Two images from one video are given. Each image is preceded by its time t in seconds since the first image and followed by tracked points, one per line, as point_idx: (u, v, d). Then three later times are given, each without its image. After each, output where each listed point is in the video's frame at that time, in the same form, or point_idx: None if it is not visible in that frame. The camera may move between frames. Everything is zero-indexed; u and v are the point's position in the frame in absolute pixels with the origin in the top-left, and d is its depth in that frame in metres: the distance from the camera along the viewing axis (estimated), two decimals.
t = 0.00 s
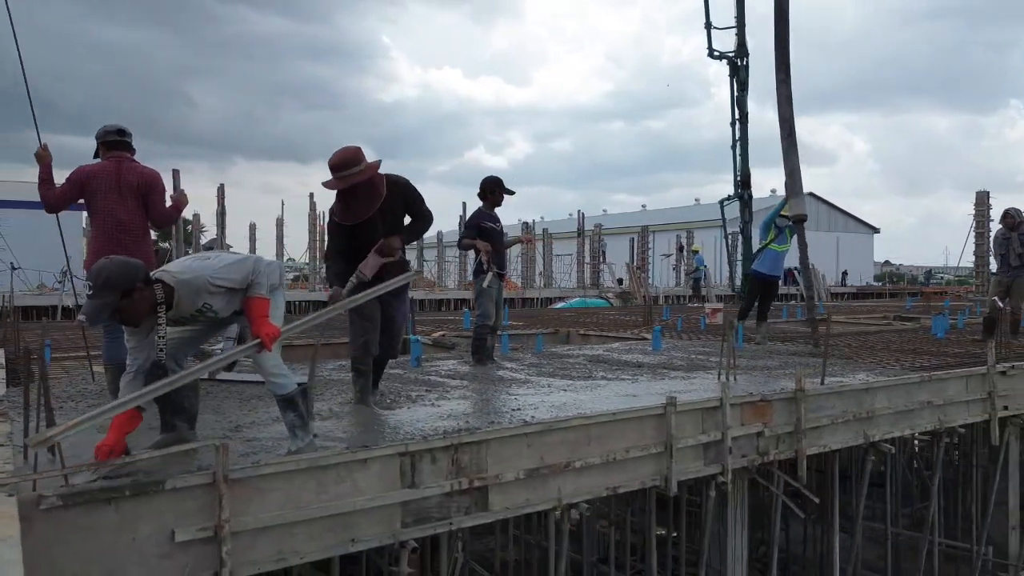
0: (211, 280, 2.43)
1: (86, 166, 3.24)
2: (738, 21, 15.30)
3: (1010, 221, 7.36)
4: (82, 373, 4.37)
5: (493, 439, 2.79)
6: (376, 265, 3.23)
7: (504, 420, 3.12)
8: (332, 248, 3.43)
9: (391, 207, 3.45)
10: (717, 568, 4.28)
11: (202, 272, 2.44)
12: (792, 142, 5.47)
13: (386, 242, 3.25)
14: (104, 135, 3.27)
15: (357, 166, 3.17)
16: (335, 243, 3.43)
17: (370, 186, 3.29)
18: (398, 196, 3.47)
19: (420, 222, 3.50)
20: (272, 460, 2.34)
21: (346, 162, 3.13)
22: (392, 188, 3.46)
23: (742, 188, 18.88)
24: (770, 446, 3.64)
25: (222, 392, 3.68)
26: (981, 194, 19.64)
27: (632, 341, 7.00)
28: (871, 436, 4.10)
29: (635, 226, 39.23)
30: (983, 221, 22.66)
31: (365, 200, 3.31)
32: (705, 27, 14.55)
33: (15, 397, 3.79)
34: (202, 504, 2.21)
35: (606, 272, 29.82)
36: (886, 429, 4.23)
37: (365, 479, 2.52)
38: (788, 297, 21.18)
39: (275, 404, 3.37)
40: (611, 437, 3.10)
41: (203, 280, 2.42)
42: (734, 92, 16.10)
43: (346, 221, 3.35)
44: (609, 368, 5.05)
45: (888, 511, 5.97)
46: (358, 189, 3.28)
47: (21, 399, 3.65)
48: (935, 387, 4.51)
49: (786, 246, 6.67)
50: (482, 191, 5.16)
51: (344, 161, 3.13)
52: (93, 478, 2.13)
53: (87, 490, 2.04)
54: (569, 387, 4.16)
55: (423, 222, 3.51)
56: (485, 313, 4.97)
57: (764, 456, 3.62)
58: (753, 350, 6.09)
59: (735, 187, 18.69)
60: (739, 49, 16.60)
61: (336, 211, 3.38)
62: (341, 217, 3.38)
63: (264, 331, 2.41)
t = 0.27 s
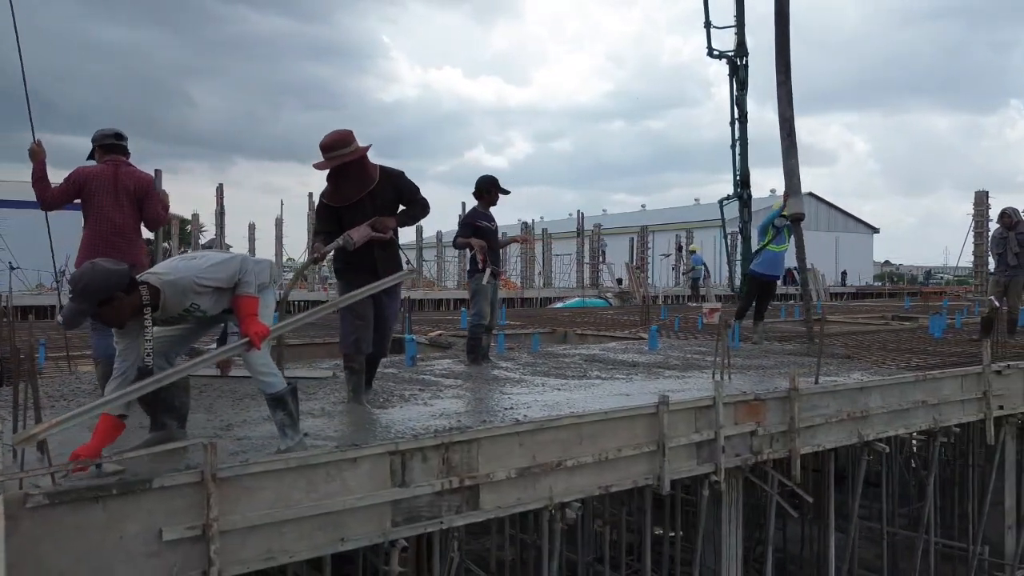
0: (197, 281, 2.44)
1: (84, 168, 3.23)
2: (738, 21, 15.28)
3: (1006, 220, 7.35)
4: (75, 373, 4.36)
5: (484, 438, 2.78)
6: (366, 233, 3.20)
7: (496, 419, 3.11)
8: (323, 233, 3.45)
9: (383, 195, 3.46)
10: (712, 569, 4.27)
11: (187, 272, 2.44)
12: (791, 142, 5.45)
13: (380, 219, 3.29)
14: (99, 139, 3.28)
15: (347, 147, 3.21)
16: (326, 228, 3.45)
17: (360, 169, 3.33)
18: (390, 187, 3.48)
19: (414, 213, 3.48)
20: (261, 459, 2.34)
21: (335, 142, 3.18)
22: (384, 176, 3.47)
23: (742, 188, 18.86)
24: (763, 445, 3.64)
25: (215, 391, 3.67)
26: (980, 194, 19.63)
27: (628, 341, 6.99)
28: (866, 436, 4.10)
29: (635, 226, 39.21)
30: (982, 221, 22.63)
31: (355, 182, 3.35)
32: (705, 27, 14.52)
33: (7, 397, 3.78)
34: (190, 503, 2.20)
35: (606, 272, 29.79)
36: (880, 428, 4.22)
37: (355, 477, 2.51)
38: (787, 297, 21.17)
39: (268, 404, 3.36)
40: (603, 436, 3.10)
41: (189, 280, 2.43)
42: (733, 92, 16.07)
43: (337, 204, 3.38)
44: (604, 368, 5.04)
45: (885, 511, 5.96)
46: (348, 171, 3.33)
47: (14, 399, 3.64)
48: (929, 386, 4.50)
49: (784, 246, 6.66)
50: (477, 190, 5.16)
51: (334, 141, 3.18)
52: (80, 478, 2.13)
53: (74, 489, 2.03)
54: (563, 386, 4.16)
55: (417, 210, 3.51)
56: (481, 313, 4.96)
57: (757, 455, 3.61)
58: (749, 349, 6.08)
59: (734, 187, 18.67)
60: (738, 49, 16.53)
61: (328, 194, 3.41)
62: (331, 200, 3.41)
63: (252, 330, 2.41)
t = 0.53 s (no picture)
0: (188, 281, 2.42)
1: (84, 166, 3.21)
2: (739, 20, 15.25)
3: (1006, 220, 7.33)
4: (73, 373, 4.34)
5: (482, 438, 2.78)
6: (361, 245, 3.25)
7: (494, 419, 3.11)
8: (317, 231, 3.48)
9: (373, 193, 3.44)
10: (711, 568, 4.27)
11: (177, 273, 2.43)
12: (792, 142, 5.44)
13: (371, 224, 3.28)
14: (98, 138, 3.28)
15: (331, 145, 3.21)
16: (319, 228, 3.47)
17: (347, 167, 3.33)
18: (382, 184, 3.46)
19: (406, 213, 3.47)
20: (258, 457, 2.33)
21: (320, 140, 3.18)
22: (374, 174, 3.45)
23: (742, 187, 18.83)
24: (762, 445, 3.63)
25: (214, 391, 3.66)
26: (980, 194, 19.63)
27: (628, 341, 6.98)
28: (864, 435, 4.09)
29: (635, 226, 39.21)
30: (982, 221, 22.63)
31: (342, 180, 3.35)
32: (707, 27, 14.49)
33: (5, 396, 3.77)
34: (187, 503, 2.20)
35: (606, 272, 29.77)
36: (879, 428, 4.21)
37: (353, 477, 2.50)
38: (787, 297, 21.17)
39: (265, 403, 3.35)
40: (602, 436, 3.09)
41: (180, 281, 2.41)
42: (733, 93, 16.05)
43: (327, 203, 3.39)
44: (602, 368, 5.03)
45: (884, 510, 5.96)
46: (336, 170, 3.33)
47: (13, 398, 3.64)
48: (927, 386, 4.50)
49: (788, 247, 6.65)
50: (476, 189, 5.15)
51: (319, 139, 3.18)
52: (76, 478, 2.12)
53: (69, 488, 2.03)
54: (561, 386, 4.15)
55: (410, 210, 3.49)
56: (479, 312, 4.95)
57: (755, 455, 3.60)
58: (749, 350, 6.08)
59: (734, 187, 18.65)
60: (739, 49, 16.52)
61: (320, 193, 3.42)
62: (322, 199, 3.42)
63: (249, 329, 2.40)
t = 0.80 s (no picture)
0: (194, 278, 2.40)
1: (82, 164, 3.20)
2: (740, 19, 15.24)
3: (1007, 218, 7.33)
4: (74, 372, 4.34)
5: (483, 435, 2.77)
6: (342, 266, 3.19)
7: (494, 417, 3.11)
8: (312, 229, 3.50)
9: (363, 197, 3.39)
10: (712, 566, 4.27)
11: (183, 269, 2.40)
12: (796, 140, 5.43)
13: (352, 242, 3.20)
14: (88, 137, 3.27)
15: (323, 147, 3.21)
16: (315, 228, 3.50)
17: (339, 169, 3.33)
18: (370, 183, 3.40)
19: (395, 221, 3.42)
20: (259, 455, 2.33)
21: (312, 141, 3.19)
22: (365, 177, 3.40)
23: (743, 187, 18.81)
24: (763, 443, 3.63)
25: (215, 389, 3.66)
26: (980, 194, 19.62)
27: (629, 340, 6.97)
28: (865, 434, 4.09)
29: (635, 226, 39.21)
30: (982, 221, 22.62)
31: (334, 181, 3.34)
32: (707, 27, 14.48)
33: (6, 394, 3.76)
34: (187, 500, 2.19)
35: (606, 272, 29.76)
36: (880, 426, 4.21)
37: (353, 474, 2.50)
38: (787, 297, 21.08)
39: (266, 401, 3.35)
40: (603, 434, 3.09)
41: (186, 277, 2.39)
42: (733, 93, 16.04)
43: (318, 206, 3.40)
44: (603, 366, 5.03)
45: (885, 509, 5.96)
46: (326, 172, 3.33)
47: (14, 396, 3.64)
48: (928, 384, 4.49)
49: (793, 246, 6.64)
50: (477, 188, 5.15)
51: (311, 140, 3.19)
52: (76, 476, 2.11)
53: (70, 485, 2.02)
54: (562, 384, 4.15)
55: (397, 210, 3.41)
56: (480, 311, 4.95)
57: (756, 453, 3.60)
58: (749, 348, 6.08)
59: (735, 187, 18.64)
60: (739, 49, 16.52)
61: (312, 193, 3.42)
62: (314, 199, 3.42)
63: (250, 327, 2.39)
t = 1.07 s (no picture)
0: (213, 263, 2.42)
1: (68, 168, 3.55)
2: (740, 19, 15.24)
3: (1008, 218, 7.32)
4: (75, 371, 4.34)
5: (483, 434, 2.77)
6: (320, 277, 3.03)
7: (495, 416, 3.11)
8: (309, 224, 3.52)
9: (359, 196, 3.38)
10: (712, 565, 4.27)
11: (204, 253, 2.42)
12: (801, 139, 5.43)
13: (329, 252, 3.07)
14: (66, 141, 3.63)
15: (318, 144, 3.20)
16: (310, 223, 3.52)
17: (335, 165, 3.33)
18: (366, 182, 3.39)
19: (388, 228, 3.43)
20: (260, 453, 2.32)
21: (307, 138, 3.19)
22: (362, 176, 3.40)
23: (743, 187, 18.81)
24: (763, 442, 3.63)
25: (215, 388, 3.66)
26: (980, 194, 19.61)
27: (629, 339, 6.97)
28: (865, 432, 4.09)
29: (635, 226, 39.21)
30: (982, 221, 22.62)
31: (329, 178, 3.35)
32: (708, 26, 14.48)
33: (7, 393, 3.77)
34: (187, 498, 2.19)
35: (606, 272, 29.76)
36: (880, 425, 4.20)
37: (353, 473, 2.50)
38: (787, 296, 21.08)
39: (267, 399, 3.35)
40: (603, 432, 3.09)
41: (205, 262, 2.41)
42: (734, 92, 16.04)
43: (314, 201, 3.41)
44: (603, 365, 5.03)
45: (885, 508, 5.96)
46: (324, 169, 3.34)
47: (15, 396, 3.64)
48: (928, 383, 4.49)
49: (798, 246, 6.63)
50: (477, 187, 5.14)
51: (306, 137, 3.18)
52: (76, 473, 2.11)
53: (70, 483, 2.02)
54: (562, 383, 4.15)
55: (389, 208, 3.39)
56: (480, 309, 4.96)
57: (756, 451, 3.60)
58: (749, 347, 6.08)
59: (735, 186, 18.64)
60: (740, 49, 16.52)
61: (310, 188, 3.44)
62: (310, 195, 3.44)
63: (258, 324, 2.40)
